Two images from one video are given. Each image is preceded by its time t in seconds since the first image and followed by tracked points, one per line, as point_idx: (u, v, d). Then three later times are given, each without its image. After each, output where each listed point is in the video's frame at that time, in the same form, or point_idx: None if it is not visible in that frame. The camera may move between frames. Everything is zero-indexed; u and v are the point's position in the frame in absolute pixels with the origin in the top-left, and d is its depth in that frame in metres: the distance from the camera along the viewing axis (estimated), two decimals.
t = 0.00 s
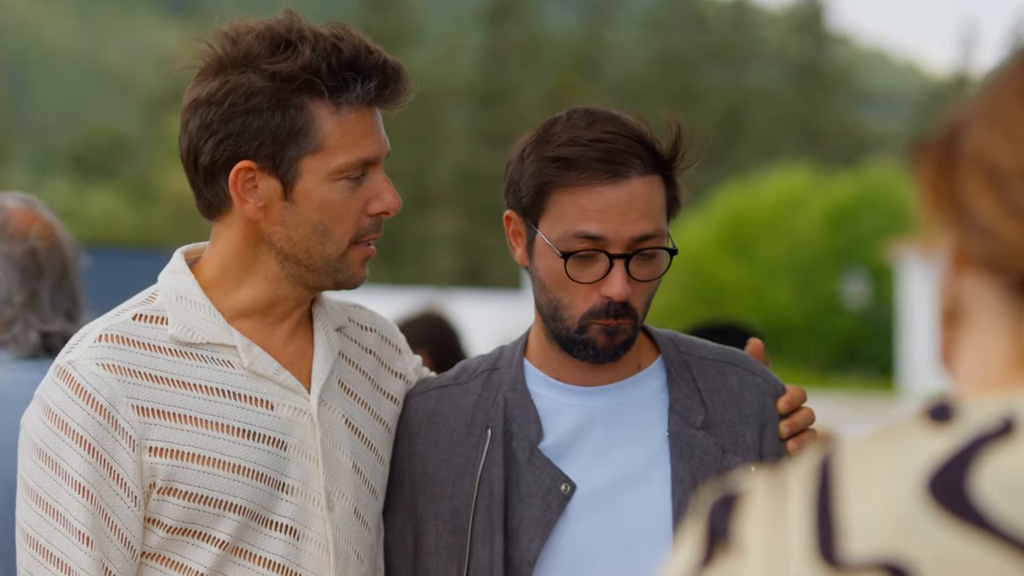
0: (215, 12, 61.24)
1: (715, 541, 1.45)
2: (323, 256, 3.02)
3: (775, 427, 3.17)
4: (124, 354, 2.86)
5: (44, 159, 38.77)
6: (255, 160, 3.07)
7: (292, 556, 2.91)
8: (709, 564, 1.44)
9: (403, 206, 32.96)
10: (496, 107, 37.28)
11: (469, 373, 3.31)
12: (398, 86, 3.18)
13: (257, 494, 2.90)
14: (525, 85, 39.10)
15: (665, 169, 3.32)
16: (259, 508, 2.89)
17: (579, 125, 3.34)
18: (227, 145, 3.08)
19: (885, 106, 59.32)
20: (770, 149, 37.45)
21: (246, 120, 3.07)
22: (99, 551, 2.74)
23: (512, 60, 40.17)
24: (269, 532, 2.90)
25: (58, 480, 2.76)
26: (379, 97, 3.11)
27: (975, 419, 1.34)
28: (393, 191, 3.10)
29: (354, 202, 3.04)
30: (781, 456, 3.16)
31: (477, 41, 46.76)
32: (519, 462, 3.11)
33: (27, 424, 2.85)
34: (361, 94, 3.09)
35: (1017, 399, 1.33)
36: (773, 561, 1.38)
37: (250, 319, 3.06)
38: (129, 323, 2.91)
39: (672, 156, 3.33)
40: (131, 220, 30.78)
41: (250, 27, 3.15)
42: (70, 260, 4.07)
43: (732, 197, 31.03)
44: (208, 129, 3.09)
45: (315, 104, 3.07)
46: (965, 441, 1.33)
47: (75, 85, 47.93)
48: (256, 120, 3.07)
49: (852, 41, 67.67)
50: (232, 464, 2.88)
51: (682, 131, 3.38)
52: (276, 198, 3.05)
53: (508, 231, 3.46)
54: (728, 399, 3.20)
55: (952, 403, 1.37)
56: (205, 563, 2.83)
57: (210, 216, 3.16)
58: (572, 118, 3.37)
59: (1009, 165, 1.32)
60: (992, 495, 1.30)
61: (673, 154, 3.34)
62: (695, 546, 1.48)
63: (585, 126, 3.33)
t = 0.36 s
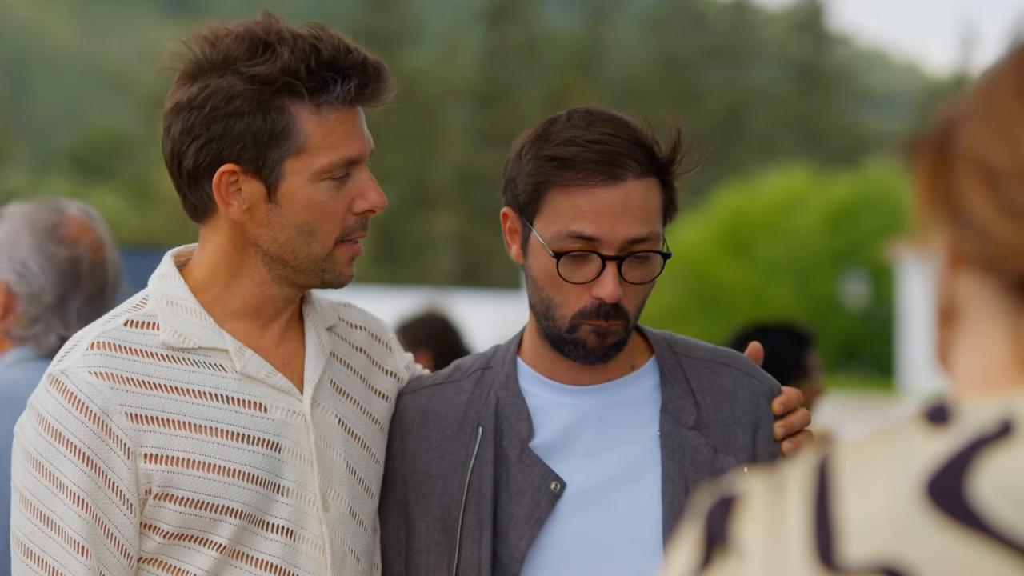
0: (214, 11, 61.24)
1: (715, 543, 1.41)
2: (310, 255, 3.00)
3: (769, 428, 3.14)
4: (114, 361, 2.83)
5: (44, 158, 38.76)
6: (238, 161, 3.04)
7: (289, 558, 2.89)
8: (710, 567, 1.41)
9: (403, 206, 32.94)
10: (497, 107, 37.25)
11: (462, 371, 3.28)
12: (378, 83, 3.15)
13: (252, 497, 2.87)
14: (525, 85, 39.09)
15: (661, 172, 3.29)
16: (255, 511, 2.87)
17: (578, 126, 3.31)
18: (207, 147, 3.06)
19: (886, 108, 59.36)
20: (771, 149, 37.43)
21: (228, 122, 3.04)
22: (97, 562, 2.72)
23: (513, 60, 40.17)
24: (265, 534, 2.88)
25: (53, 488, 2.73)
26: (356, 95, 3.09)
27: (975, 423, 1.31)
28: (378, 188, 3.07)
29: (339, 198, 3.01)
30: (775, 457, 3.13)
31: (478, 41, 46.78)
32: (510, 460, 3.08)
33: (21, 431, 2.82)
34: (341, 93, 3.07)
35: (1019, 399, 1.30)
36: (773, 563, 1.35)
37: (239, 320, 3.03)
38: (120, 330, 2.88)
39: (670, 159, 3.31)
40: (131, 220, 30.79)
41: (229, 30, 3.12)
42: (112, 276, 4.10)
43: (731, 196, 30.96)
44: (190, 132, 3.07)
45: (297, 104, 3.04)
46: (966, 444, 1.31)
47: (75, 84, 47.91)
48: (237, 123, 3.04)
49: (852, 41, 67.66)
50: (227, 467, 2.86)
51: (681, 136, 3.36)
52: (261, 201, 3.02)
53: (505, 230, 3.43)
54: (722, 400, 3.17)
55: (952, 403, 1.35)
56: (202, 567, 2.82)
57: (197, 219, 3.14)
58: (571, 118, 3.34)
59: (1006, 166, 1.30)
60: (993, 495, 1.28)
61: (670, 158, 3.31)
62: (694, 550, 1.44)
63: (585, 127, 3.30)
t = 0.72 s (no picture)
0: (215, 11, 61.27)
1: (712, 545, 1.39)
2: (300, 253, 2.98)
3: (761, 427, 3.13)
4: (109, 362, 2.82)
5: (44, 158, 38.76)
6: (228, 160, 3.03)
7: (285, 557, 2.88)
8: (706, 566, 1.39)
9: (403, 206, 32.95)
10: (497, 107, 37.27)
11: (454, 372, 3.27)
12: (366, 81, 3.15)
13: (247, 497, 2.86)
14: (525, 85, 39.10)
15: (646, 170, 3.28)
16: (250, 511, 2.86)
17: (562, 123, 3.31)
18: (199, 147, 3.05)
19: (886, 107, 59.40)
20: (771, 149, 37.45)
21: (218, 121, 3.04)
22: (92, 564, 2.71)
23: (512, 59, 40.18)
24: (262, 534, 2.87)
25: (47, 490, 2.72)
26: (345, 93, 3.08)
27: (974, 424, 1.30)
28: (369, 185, 3.06)
29: (331, 194, 3.00)
30: (770, 459, 3.11)
31: (478, 41, 46.79)
32: (503, 459, 3.07)
33: (16, 434, 2.81)
34: (331, 90, 3.06)
35: (1017, 399, 1.29)
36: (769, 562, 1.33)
37: (233, 320, 3.02)
38: (114, 332, 2.88)
39: (654, 155, 3.29)
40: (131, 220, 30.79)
41: (218, 29, 3.11)
42: (98, 278, 4.13)
43: (731, 196, 30.90)
44: (182, 132, 3.06)
45: (288, 103, 3.03)
46: (962, 446, 1.29)
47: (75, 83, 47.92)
48: (227, 121, 3.03)
49: (852, 41, 67.73)
50: (221, 468, 2.85)
51: (666, 135, 3.35)
52: (251, 199, 3.01)
53: (494, 229, 3.42)
54: (713, 399, 3.16)
55: (950, 404, 1.34)
56: (198, 567, 2.80)
57: (190, 218, 3.12)
58: (556, 117, 3.33)
59: (999, 166, 1.28)
60: (991, 496, 1.26)
61: (654, 154, 3.29)
62: (689, 552, 1.42)
63: (567, 124, 3.30)
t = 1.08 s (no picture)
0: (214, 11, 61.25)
1: (715, 545, 1.38)
2: (303, 252, 2.98)
3: (757, 427, 3.13)
4: (114, 361, 2.82)
5: (44, 159, 38.76)
6: (231, 158, 3.03)
7: (287, 557, 2.87)
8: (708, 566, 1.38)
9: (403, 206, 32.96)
10: (497, 107, 37.28)
11: (450, 374, 3.27)
12: (370, 81, 3.14)
13: (250, 496, 2.85)
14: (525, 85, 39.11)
15: (632, 170, 3.27)
16: (252, 510, 2.86)
17: (550, 125, 3.30)
18: (203, 144, 3.05)
19: (886, 107, 59.41)
20: (771, 149, 37.45)
21: (223, 118, 3.03)
22: (94, 563, 2.70)
23: (513, 59, 40.21)
24: (263, 534, 2.86)
25: (50, 488, 2.72)
26: (349, 92, 3.08)
27: (980, 424, 1.29)
28: (371, 184, 3.06)
29: (334, 195, 3.00)
30: (767, 460, 3.12)
31: (478, 41, 46.82)
32: (501, 460, 3.07)
33: (18, 434, 2.81)
34: (334, 90, 3.06)
35: (1019, 400, 1.28)
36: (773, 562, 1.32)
37: (235, 321, 3.02)
38: (117, 331, 2.87)
39: (639, 156, 3.28)
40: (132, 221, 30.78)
41: (223, 28, 3.11)
42: (70, 277, 4.18)
43: (732, 196, 30.88)
44: (186, 130, 3.06)
45: (292, 103, 3.02)
46: (969, 445, 1.28)
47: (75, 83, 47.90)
48: (231, 119, 3.03)
49: (852, 40, 67.78)
50: (223, 466, 2.84)
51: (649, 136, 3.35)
52: (255, 198, 3.01)
53: (486, 234, 3.42)
54: (710, 400, 3.16)
55: (954, 404, 1.33)
56: (200, 566, 2.80)
57: (191, 218, 3.12)
58: (543, 119, 3.32)
59: (1000, 163, 1.28)
60: (996, 495, 1.25)
61: (639, 156, 3.29)
62: (692, 553, 1.41)
63: (554, 126, 3.29)
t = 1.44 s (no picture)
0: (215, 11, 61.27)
1: (718, 545, 1.38)
2: (304, 248, 2.99)
3: (760, 430, 3.15)
4: (116, 361, 2.82)
5: (45, 160, 38.82)
6: (231, 155, 3.03)
7: (289, 557, 2.88)
8: (713, 566, 1.38)
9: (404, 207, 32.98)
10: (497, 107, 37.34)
11: (453, 373, 3.27)
12: (371, 78, 3.14)
13: (252, 497, 2.86)
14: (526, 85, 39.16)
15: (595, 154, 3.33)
16: (254, 511, 2.86)
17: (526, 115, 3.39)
18: (204, 142, 3.05)
19: (886, 108, 59.49)
20: (771, 150, 37.49)
21: (224, 115, 3.03)
22: (97, 563, 2.71)
23: (513, 60, 40.27)
24: (265, 535, 2.87)
25: (53, 489, 2.72)
26: (351, 90, 3.09)
27: (980, 423, 1.29)
28: (371, 182, 3.07)
29: (336, 191, 3.01)
30: (770, 462, 3.13)
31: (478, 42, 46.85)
32: (504, 461, 3.07)
33: (20, 435, 2.81)
34: (335, 87, 3.06)
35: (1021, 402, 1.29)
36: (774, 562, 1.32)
37: (237, 321, 3.02)
38: (119, 331, 2.87)
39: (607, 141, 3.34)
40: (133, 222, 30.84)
41: (225, 26, 3.11)
42: (66, 279, 4.18)
43: (732, 197, 30.90)
44: (187, 128, 3.06)
45: (294, 100, 3.03)
46: (968, 446, 1.29)
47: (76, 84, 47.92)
48: (231, 117, 3.03)
49: (852, 41, 67.85)
50: (225, 467, 2.85)
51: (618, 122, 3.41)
52: (255, 194, 3.01)
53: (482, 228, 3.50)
54: (712, 402, 3.16)
55: (954, 405, 1.33)
56: (202, 567, 2.80)
57: (192, 217, 3.13)
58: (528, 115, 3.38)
59: (997, 165, 1.28)
60: (994, 494, 1.26)
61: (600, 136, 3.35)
62: (697, 553, 1.41)
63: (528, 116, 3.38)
